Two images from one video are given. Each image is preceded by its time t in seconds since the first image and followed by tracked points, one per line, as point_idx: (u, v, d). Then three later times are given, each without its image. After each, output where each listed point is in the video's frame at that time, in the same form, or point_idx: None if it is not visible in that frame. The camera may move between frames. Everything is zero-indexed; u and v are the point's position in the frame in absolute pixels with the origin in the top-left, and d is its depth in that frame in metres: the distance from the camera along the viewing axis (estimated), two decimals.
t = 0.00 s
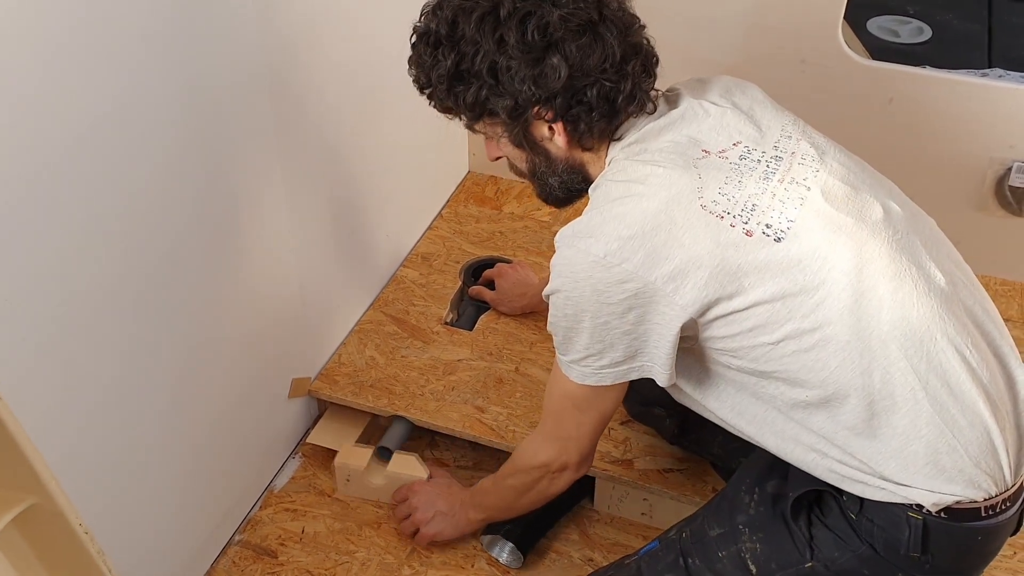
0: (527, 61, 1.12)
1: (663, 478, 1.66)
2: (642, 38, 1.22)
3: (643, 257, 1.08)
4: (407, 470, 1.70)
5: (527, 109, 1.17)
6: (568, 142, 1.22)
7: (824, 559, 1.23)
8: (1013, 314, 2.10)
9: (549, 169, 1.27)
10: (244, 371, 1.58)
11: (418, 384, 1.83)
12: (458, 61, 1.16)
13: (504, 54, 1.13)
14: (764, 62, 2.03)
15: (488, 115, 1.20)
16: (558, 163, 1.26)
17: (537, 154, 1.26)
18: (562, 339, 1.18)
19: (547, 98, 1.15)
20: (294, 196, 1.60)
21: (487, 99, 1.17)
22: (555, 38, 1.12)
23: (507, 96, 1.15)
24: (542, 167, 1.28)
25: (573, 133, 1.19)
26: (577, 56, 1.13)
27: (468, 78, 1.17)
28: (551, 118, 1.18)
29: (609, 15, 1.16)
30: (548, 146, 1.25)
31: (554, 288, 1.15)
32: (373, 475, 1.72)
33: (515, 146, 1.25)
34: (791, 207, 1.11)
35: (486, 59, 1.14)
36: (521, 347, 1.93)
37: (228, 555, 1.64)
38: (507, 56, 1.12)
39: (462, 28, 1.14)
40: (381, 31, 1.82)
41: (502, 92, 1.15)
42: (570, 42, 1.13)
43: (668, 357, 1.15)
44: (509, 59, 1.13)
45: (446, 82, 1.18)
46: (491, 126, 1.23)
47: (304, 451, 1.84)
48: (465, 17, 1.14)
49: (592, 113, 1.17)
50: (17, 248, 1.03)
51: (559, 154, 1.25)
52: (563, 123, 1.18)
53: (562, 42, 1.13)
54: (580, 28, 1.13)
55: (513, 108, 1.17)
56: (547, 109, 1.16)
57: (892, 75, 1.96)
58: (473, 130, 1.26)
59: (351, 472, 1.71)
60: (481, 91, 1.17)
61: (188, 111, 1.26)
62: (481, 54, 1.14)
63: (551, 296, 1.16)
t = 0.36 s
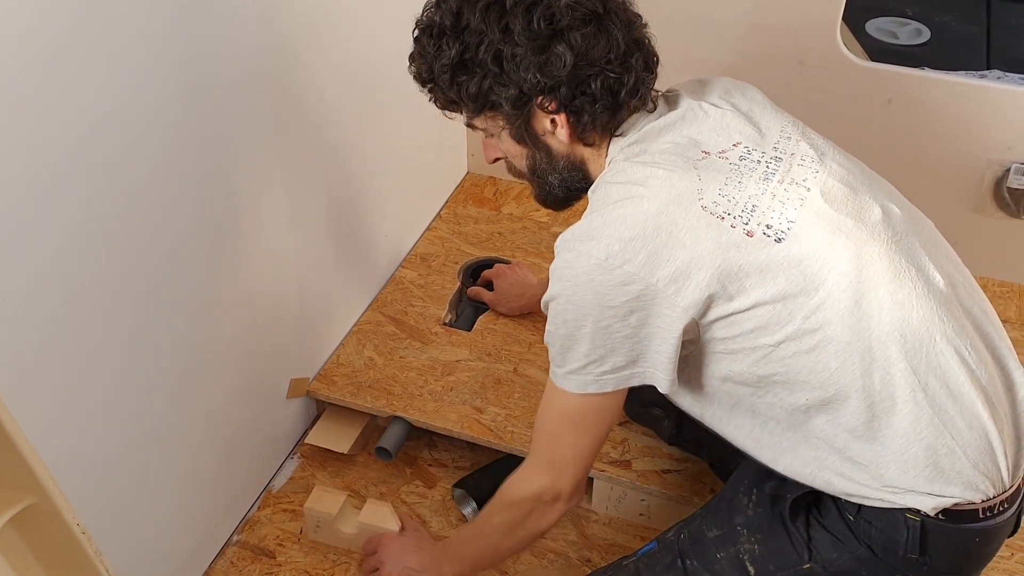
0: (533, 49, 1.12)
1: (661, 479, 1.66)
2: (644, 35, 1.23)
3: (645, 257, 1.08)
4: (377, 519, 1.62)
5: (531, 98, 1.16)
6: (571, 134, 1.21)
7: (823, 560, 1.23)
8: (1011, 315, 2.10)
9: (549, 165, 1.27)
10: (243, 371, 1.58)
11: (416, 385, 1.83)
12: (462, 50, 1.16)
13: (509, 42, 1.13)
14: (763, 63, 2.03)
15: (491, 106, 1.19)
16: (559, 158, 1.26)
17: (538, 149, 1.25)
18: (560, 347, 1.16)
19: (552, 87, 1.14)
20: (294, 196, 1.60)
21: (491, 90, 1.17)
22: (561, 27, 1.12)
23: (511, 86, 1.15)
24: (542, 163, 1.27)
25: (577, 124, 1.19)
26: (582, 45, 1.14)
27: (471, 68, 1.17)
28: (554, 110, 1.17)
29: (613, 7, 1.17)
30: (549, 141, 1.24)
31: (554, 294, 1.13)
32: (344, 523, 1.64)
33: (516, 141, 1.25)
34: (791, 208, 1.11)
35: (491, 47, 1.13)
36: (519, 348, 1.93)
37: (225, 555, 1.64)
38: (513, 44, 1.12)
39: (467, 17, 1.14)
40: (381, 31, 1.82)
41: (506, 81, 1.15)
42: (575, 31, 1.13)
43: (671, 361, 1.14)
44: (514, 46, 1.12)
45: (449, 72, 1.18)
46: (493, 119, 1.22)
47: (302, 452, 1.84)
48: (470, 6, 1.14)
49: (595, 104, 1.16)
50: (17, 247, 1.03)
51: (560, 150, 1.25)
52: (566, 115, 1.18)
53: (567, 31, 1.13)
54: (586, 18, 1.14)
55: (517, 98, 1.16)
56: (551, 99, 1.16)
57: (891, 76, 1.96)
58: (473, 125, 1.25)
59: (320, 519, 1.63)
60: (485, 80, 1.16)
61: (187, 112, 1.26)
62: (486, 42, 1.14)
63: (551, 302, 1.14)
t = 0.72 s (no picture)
0: (528, 41, 1.13)
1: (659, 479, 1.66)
2: (643, 33, 1.23)
3: (645, 255, 1.08)
4: (370, 545, 1.58)
5: (525, 91, 1.17)
6: (565, 129, 1.21)
7: (818, 562, 1.24)
8: (1009, 317, 2.10)
9: (545, 161, 1.26)
10: (241, 370, 1.59)
11: (415, 385, 1.84)
12: (459, 41, 1.17)
13: (506, 34, 1.14)
14: (760, 64, 2.04)
15: (486, 98, 1.19)
16: (554, 154, 1.26)
17: (533, 144, 1.25)
18: (564, 353, 1.15)
19: (546, 79, 1.15)
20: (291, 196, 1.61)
21: (486, 81, 1.17)
22: (557, 20, 1.13)
23: (506, 77, 1.15)
24: (538, 158, 1.26)
25: (571, 120, 1.19)
26: (578, 39, 1.14)
27: (468, 59, 1.18)
28: (549, 103, 1.18)
29: (612, 3, 1.17)
30: (544, 136, 1.24)
31: (556, 295, 1.12)
32: (334, 546, 1.61)
33: (511, 135, 1.25)
34: (789, 206, 1.11)
35: (488, 38, 1.14)
36: (518, 348, 1.93)
37: (225, 555, 1.65)
38: (509, 35, 1.13)
39: (465, 8, 1.15)
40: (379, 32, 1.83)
41: (501, 72, 1.15)
42: (571, 25, 1.14)
43: (675, 359, 1.13)
44: (510, 38, 1.13)
45: (445, 62, 1.18)
46: (488, 112, 1.22)
47: (301, 452, 1.84)
48: None
49: (590, 99, 1.17)
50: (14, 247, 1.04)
51: (555, 145, 1.25)
52: (560, 109, 1.18)
53: (564, 24, 1.13)
54: (583, 12, 1.15)
55: (512, 90, 1.16)
56: (546, 92, 1.16)
57: (888, 77, 1.97)
58: (470, 118, 1.26)
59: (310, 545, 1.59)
60: (480, 72, 1.17)
61: (184, 112, 1.27)
62: (483, 33, 1.15)
63: (551, 305, 1.13)
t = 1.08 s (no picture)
0: (494, 76, 1.12)
1: (658, 480, 1.66)
2: (630, 56, 1.17)
3: (648, 267, 1.08)
4: (366, 545, 1.57)
5: (497, 116, 1.18)
6: (543, 147, 1.23)
7: (818, 563, 1.24)
8: (1007, 317, 2.10)
9: (534, 164, 1.30)
10: (238, 370, 1.59)
11: (413, 385, 1.83)
12: (441, 56, 1.18)
13: (476, 63, 1.13)
14: (758, 64, 2.03)
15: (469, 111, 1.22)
16: (541, 161, 1.28)
17: (520, 149, 1.28)
18: (574, 356, 1.19)
19: (513, 111, 1.15)
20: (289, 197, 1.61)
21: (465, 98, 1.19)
22: (524, 56, 1.11)
23: (478, 102, 1.17)
24: (528, 160, 1.30)
25: (545, 142, 1.20)
26: (546, 77, 1.12)
27: (449, 73, 1.19)
28: (521, 128, 1.19)
29: (588, 36, 1.12)
30: (528, 146, 1.26)
31: (561, 305, 1.15)
32: (331, 547, 1.60)
33: (500, 138, 1.27)
34: (794, 211, 1.11)
35: (462, 62, 1.15)
36: (516, 349, 1.93)
37: (223, 555, 1.64)
38: (478, 65, 1.13)
39: (445, 27, 1.15)
40: (376, 32, 1.82)
41: (475, 95, 1.17)
42: (539, 62, 1.11)
43: (678, 370, 1.15)
44: (479, 69, 1.13)
45: (431, 73, 1.20)
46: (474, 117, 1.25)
47: (299, 452, 1.84)
48: (448, 16, 1.14)
49: (560, 129, 1.17)
50: (12, 246, 1.04)
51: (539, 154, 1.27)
52: (533, 132, 1.19)
53: (531, 61, 1.11)
54: (553, 48, 1.11)
55: (485, 113, 1.18)
56: (518, 119, 1.17)
57: (885, 78, 1.97)
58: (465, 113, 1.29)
59: (307, 546, 1.59)
60: (459, 90, 1.18)
61: (182, 112, 1.27)
62: (459, 57, 1.15)
63: (557, 314, 1.16)
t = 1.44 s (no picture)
0: (493, 83, 1.12)
1: (657, 481, 1.66)
2: (630, 65, 1.16)
3: (645, 272, 1.08)
4: (365, 547, 1.57)
5: (496, 120, 1.18)
6: (540, 152, 1.23)
7: (816, 561, 1.23)
8: (1007, 318, 2.10)
9: (532, 165, 1.30)
10: (238, 372, 1.58)
11: (412, 386, 1.83)
12: (441, 59, 1.17)
13: (476, 69, 1.13)
14: (758, 65, 2.03)
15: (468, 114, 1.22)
16: (539, 164, 1.27)
17: (518, 151, 1.28)
18: (573, 362, 1.19)
19: (511, 117, 1.16)
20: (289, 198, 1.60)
21: (464, 100, 1.19)
22: (523, 65, 1.10)
23: (477, 106, 1.17)
24: (525, 161, 1.30)
25: (543, 147, 1.21)
26: (544, 86, 1.12)
27: (449, 76, 1.19)
28: (519, 133, 1.19)
29: (588, 46, 1.11)
30: (526, 149, 1.26)
31: (560, 314, 1.15)
32: (330, 549, 1.60)
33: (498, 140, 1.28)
34: (791, 210, 1.10)
35: (462, 67, 1.14)
36: (516, 350, 1.93)
37: (222, 557, 1.64)
38: (477, 71, 1.13)
39: (446, 30, 1.14)
40: (376, 33, 1.82)
41: (474, 99, 1.17)
42: (537, 71, 1.11)
43: (675, 375, 1.15)
44: (478, 75, 1.13)
45: (431, 73, 1.20)
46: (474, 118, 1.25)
47: (298, 453, 1.83)
48: (449, 20, 1.13)
49: (557, 136, 1.17)
50: (12, 246, 1.03)
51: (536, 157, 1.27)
52: (531, 138, 1.19)
53: (530, 70, 1.11)
54: (552, 58, 1.10)
55: (483, 117, 1.18)
56: (516, 125, 1.17)
57: (885, 79, 1.97)
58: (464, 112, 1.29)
59: (306, 548, 1.59)
60: (458, 93, 1.18)
61: (182, 112, 1.26)
62: (459, 61, 1.15)
63: (555, 320, 1.16)
